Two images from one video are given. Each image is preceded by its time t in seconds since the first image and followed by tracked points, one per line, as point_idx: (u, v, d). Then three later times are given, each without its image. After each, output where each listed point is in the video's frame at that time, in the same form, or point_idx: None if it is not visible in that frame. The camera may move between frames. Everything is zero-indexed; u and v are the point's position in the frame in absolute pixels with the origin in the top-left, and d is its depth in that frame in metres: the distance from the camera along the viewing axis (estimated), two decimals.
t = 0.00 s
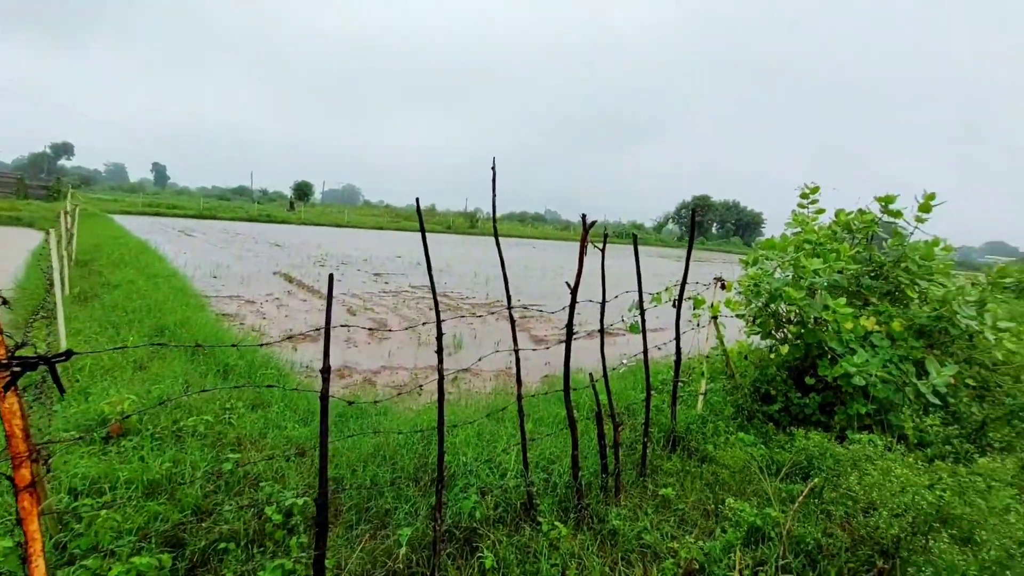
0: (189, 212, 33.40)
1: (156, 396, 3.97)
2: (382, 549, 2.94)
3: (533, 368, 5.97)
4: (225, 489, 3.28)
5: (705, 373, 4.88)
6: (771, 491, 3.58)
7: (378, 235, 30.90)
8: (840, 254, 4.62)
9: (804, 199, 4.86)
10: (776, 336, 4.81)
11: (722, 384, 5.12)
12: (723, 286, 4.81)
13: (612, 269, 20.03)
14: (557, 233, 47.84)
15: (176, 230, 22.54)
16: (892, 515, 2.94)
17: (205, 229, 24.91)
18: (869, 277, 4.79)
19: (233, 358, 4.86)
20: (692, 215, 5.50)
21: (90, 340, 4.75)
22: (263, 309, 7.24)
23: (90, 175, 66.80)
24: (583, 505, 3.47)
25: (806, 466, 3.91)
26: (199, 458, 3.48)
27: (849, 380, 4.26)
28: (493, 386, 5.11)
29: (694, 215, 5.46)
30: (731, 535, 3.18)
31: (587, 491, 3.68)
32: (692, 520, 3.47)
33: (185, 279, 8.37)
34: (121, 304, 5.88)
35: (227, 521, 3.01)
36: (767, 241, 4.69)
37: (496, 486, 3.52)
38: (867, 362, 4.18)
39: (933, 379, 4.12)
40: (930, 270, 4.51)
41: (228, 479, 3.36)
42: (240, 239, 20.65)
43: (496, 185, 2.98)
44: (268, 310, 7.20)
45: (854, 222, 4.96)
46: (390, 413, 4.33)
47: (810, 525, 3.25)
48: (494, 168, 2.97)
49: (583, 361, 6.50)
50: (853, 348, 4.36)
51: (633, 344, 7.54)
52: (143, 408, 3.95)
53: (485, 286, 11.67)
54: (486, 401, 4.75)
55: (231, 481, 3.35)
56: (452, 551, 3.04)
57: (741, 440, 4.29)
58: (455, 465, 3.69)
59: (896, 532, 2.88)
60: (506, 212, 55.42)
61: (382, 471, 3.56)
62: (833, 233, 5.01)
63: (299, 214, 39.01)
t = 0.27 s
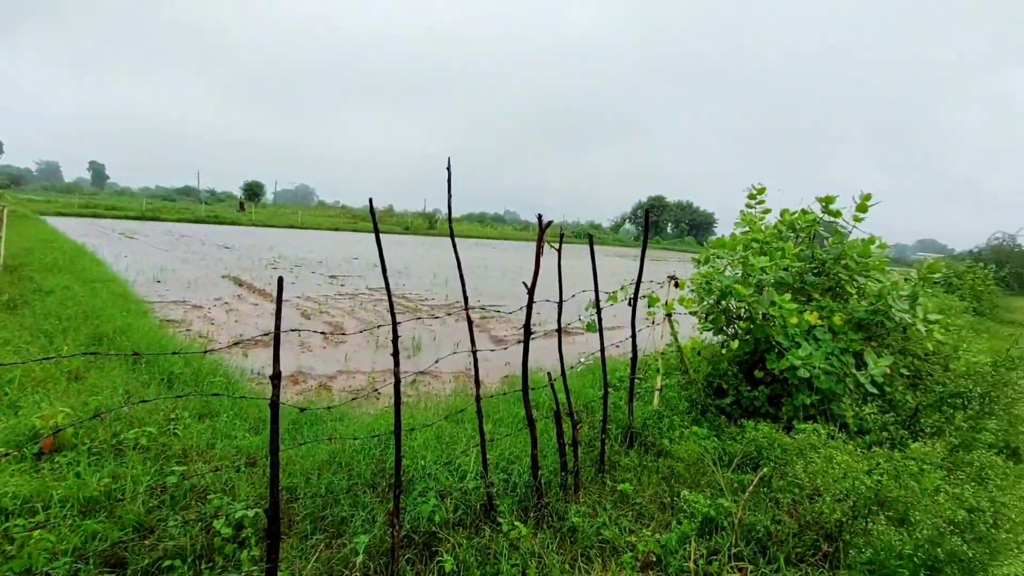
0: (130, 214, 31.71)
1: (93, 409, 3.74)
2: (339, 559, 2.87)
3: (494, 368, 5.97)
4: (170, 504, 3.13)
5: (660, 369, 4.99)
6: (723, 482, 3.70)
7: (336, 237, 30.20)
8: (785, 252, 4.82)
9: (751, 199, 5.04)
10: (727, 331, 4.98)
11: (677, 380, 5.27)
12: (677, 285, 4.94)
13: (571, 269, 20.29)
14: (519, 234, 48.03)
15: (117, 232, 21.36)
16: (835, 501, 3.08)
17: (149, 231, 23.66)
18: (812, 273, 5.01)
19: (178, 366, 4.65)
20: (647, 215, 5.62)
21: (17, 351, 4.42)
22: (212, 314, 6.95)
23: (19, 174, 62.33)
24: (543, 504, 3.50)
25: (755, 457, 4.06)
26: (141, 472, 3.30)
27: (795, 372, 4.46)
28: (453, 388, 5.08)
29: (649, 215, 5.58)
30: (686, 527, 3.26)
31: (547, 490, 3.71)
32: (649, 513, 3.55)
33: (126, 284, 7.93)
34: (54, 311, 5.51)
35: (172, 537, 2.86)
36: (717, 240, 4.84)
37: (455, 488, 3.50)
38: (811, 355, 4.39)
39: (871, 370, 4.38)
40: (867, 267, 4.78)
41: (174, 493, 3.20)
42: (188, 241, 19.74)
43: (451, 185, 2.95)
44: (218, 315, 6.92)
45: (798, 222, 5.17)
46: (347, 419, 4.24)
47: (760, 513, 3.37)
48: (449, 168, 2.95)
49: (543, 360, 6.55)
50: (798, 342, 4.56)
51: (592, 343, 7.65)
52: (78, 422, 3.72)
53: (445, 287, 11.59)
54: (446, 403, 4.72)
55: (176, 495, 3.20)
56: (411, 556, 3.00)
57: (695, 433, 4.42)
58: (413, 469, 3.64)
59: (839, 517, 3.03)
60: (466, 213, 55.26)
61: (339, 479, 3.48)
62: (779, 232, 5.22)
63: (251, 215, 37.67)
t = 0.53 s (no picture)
0: (91, 214, 30.55)
1: (50, 417, 3.58)
2: (310, 566, 2.82)
3: (469, 370, 5.95)
4: (133, 515, 3.02)
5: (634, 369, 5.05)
6: (695, 478, 3.76)
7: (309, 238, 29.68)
8: (754, 252, 4.94)
9: (721, 201, 5.14)
10: (698, 331, 5.06)
11: (650, 379, 5.34)
12: (649, 285, 5.01)
13: (548, 270, 20.38)
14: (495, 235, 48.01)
15: (76, 233, 20.55)
16: (802, 494, 3.16)
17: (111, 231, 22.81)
18: (780, 273, 5.14)
19: (141, 372, 4.49)
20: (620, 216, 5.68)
21: None
22: (178, 317, 6.75)
23: None
24: (518, 505, 3.50)
25: (725, 453, 4.15)
26: (102, 482, 3.18)
27: (764, 370, 4.57)
28: (427, 390, 5.04)
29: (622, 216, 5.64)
30: (659, 524, 3.31)
31: (522, 491, 3.71)
32: (623, 512, 3.59)
33: (86, 287, 7.62)
34: (8, 315, 5.26)
35: (136, 549, 2.77)
36: (689, 241, 4.92)
37: (430, 492, 3.48)
38: (778, 353, 4.50)
39: (835, 367, 4.52)
40: (831, 267, 4.92)
41: (136, 503, 3.10)
42: (153, 242, 19.11)
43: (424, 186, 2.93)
44: (184, 318, 6.72)
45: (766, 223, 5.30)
46: (319, 423, 4.17)
47: (730, 509, 3.44)
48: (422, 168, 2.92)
49: (518, 361, 6.56)
50: (767, 340, 4.67)
51: (567, 343, 7.70)
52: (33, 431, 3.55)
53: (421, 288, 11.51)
54: (420, 405, 4.68)
55: (139, 505, 3.09)
56: (384, 562, 2.96)
57: (668, 431, 4.49)
58: (387, 473, 3.60)
59: (806, 510, 3.11)
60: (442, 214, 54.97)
61: (310, 485, 3.42)
62: (748, 233, 5.33)
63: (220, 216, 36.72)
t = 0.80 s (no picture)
0: (79, 216, 30.21)
1: (36, 422, 3.51)
2: (303, 570, 2.79)
3: (462, 371, 5.94)
4: (122, 520, 2.98)
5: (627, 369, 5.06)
6: (689, 479, 3.77)
7: (301, 240, 29.53)
8: (745, 253, 4.97)
9: (713, 202, 5.17)
10: (690, 331, 5.08)
11: (643, 379, 5.36)
12: (642, 286, 5.03)
13: (541, 271, 20.40)
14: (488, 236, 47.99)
15: (64, 235, 20.33)
16: (794, 494, 3.19)
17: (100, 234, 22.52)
18: (772, 274, 5.18)
19: (131, 375, 4.44)
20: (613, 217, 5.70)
21: None
22: (168, 320, 6.68)
23: None
24: (512, 507, 3.50)
25: (719, 453, 4.16)
26: (91, 487, 3.14)
27: (756, 369, 4.60)
28: (421, 392, 5.03)
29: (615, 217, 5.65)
30: (653, 524, 3.31)
31: (516, 493, 3.70)
32: (617, 512, 3.59)
33: (75, 290, 7.53)
34: None
35: (125, 555, 2.73)
36: (681, 242, 4.94)
37: (424, 494, 3.47)
38: (770, 353, 4.53)
39: (826, 366, 4.56)
40: (822, 267, 4.96)
41: (126, 508, 3.06)
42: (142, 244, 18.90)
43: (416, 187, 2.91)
44: (174, 321, 6.66)
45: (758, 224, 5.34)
46: (311, 426, 4.14)
47: (724, 508, 3.46)
48: (414, 170, 2.90)
49: (512, 362, 6.57)
50: (759, 340, 4.69)
51: (560, 344, 7.71)
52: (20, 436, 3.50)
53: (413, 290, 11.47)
54: (414, 407, 4.67)
55: (128, 510, 3.05)
56: (378, 565, 2.95)
57: (661, 431, 4.50)
58: (380, 476, 3.58)
59: (798, 509, 3.13)
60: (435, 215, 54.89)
61: (302, 488, 3.39)
62: (740, 233, 5.37)
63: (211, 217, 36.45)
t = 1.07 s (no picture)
0: (73, 217, 30.04)
1: (30, 426, 3.47)
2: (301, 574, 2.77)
3: (460, 373, 5.93)
4: (118, 524, 2.96)
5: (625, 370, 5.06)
6: (687, 480, 3.77)
7: (296, 241, 29.45)
8: (742, 254, 4.99)
9: (710, 203, 5.19)
10: (688, 332, 5.09)
11: (641, 380, 5.37)
12: (640, 287, 5.04)
13: (537, 273, 20.41)
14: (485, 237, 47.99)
15: (57, 237, 20.22)
16: (792, 494, 3.19)
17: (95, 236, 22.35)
18: (768, 275, 5.20)
19: (126, 378, 4.40)
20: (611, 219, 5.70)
21: None
22: (164, 322, 6.64)
23: None
24: (511, 509, 3.49)
25: (716, 453, 4.17)
26: (86, 491, 3.11)
27: (753, 370, 4.60)
28: (419, 393, 5.01)
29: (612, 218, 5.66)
30: (652, 525, 3.31)
31: (515, 494, 3.69)
32: (616, 513, 3.59)
33: (69, 292, 7.47)
34: None
35: (121, 559, 2.71)
36: (679, 243, 4.94)
37: (422, 496, 3.46)
38: (767, 353, 4.54)
39: (823, 366, 4.57)
40: (819, 268, 4.98)
41: (121, 512, 3.03)
42: (136, 246, 18.78)
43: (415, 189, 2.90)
44: (170, 323, 6.62)
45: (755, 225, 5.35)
46: (309, 428, 4.12)
47: (722, 509, 3.46)
48: (412, 171, 2.89)
49: (510, 363, 6.56)
50: (756, 341, 4.70)
51: (558, 345, 7.71)
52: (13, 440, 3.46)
53: (410, 291, 11.45)
54: (412, 409, 4.65)
55: (124, 514, 3.03)
56: (377, 567, 2.94)
57: (660, 432, 4.50)
58: (378, 478, 3.57)
59: (796, 509, 3.14)
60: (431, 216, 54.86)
61: (300, 491, 3.37)
62: (737, 234, 5.38)
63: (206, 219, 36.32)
